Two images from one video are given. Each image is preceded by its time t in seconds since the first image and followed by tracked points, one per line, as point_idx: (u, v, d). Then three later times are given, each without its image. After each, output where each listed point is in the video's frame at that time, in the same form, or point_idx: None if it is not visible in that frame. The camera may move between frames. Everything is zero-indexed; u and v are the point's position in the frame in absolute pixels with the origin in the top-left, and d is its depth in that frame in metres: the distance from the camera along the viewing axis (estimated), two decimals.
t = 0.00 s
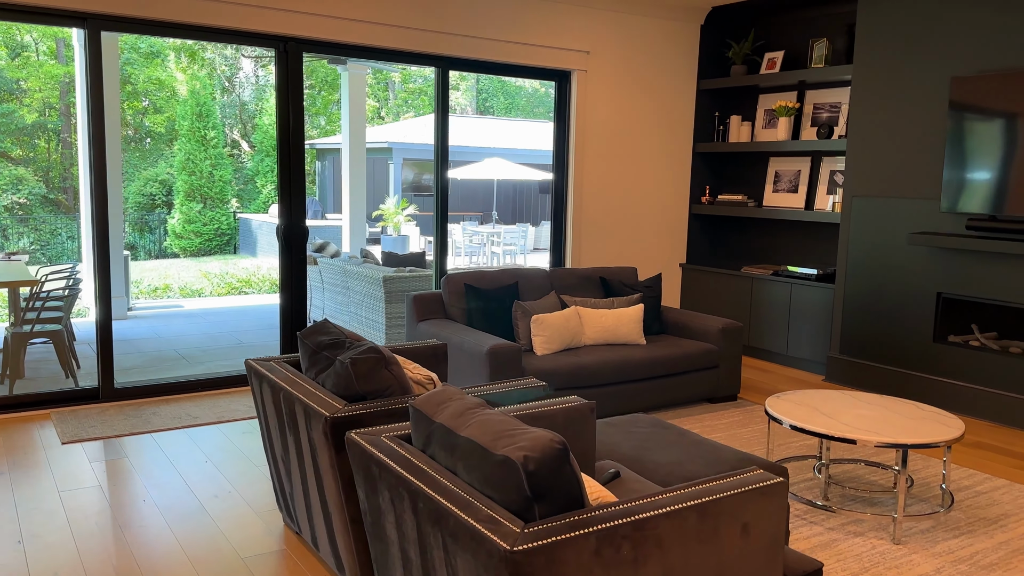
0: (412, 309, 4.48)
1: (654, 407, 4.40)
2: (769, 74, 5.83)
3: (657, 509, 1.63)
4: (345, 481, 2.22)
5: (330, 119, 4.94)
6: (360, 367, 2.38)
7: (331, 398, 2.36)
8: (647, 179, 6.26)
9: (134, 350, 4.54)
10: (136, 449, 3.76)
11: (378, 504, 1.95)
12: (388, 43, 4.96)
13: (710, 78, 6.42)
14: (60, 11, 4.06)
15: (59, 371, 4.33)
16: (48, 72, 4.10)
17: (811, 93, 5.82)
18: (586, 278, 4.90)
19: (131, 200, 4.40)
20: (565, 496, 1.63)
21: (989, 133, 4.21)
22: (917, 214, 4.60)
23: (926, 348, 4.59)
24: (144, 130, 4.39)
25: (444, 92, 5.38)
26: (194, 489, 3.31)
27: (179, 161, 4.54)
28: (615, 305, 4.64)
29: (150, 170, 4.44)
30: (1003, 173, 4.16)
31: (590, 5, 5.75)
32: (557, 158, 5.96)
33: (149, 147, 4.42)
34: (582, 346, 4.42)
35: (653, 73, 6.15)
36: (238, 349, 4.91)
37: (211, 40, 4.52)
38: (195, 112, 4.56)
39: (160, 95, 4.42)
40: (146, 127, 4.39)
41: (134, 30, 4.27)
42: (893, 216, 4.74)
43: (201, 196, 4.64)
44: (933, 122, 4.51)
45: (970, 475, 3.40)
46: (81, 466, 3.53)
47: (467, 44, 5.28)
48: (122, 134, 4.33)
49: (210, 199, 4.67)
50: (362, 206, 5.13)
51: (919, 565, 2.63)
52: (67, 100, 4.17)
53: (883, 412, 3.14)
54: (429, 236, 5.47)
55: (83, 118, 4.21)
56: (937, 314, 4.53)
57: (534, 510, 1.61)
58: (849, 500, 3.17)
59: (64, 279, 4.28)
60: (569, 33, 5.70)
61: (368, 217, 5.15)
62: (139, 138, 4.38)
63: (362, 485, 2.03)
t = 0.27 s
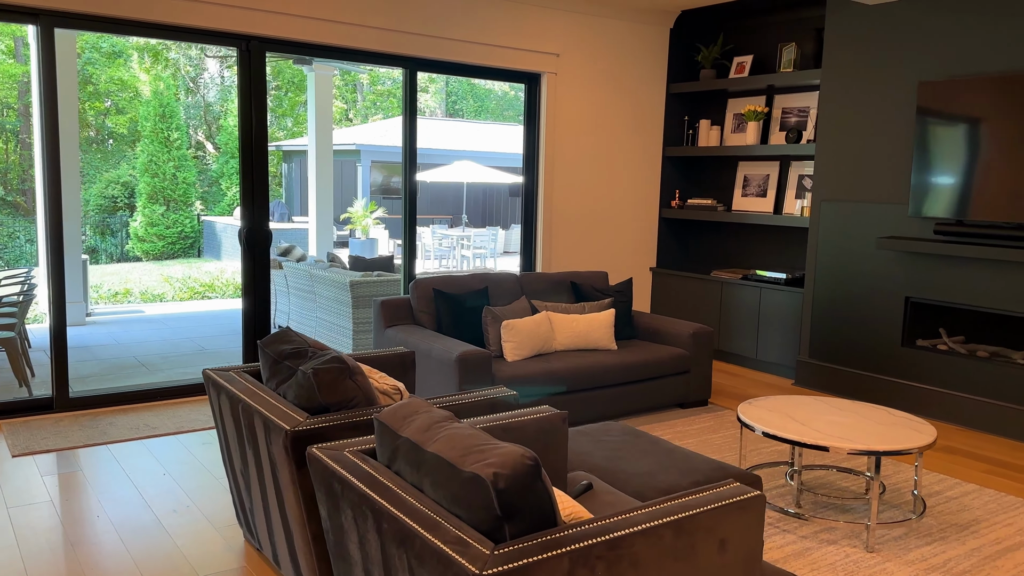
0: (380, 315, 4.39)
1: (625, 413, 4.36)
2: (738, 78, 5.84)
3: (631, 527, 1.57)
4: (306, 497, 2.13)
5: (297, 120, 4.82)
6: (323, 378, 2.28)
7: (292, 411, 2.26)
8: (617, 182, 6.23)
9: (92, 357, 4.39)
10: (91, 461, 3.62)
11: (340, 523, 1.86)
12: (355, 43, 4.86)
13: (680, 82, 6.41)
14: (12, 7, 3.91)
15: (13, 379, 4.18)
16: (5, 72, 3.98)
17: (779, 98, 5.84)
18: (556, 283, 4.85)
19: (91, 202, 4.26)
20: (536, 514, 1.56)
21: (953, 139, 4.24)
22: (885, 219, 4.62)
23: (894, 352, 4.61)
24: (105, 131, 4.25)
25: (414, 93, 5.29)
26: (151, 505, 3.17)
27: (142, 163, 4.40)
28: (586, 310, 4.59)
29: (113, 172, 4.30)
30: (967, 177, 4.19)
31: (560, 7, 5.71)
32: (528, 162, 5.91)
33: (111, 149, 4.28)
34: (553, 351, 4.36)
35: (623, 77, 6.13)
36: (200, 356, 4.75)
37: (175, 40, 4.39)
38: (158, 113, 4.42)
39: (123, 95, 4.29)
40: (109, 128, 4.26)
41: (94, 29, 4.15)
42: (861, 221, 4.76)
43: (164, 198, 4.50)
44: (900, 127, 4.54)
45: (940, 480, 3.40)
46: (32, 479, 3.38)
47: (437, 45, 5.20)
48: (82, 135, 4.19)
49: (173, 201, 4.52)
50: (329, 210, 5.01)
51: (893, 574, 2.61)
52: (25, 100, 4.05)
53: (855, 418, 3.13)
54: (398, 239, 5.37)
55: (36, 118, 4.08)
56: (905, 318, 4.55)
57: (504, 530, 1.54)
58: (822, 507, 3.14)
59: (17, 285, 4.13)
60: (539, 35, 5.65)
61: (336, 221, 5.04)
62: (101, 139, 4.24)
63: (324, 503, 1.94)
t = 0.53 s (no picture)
0: (347, 319, 4.29)
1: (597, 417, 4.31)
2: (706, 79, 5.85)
3: (614, 539, 1.52)
4: (272, 510, 2.03)
5: (261, 119, 4.69)
6: (289, 386, 2.19)
7: (257, 420, 2.16)
8: (587, 183, 6.20)
9: (47, 362, 4.22)
10: (44, 472, 3.46)
11: (308, 538, 1.77)
12: (320, 40, 4.75)
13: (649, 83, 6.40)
14: None
15: None
16: None
17: (747, 100, 5.86)
18: (527, 285, 4.79)
19: (46, 203, 4.10)
20: (516, 528, 1.50)
21: (916, 141, 4.31)
22: (853, 221, 4.66)
23: (862, 353, 4.64)
24: (62, 130, 4.10)
25: (380, 93, 5.20)
26: (109, 517, 3.03)
27: (100, 163, 4.24)
28: (557, 313, 4.54)
29: (69, 172, 4.14)
30: (929, 179, 4.25)
31: (530, 6, 5.66)
32: (498, 163, 5.85)
33: (67, 148, 4.13)
34: (524, 354, 4.30)
35: (593, 77, 6.10)
36: (160, 361, 4.61)
37: (134, 37, 4.25)
38: (117, 111, 4.26)
39: (80, 94, 4.14)
40: (66, 127, 4.11)
41: (49, 24, 3.99)
42: (830, 223, 4.79)
43: (123, 199, 4.33)
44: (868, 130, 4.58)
45: (911, 481, 3.42)
46: None
47: (405, 44, 5.11)
48: (36, 134, 4.03)
49: (132, 201, 4.36)
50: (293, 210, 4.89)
51: None
52: None
53: (829, 420, 3.12)
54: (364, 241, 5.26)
55: None
56: (874, 320, 4.59)
57: (482, 545, 1.47)
58: (796, 511, 3.13)
59: None
60: (509, 34, 5.59)
61: (300, 222, 4.91)
62: (56, 139, 4.09)
63: (290, 517, 1.85)
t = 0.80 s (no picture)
0: (312, 325, 4.16)
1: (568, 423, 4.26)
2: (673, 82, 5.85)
3: (612, 559, 1.45)
4: (243, 532, 1.92)
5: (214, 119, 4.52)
6: (259, 400, 2.07)
7: (224, 436, 2.04)
8: (554, 186, 6.14)
9: None
10: None
11: (284, 562, 1.67)
12: (280, 37, 4.60)
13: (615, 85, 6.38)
14: None
15: None
16: None
17: (713, 103, 5.88)
18: (496, 289, 4.71)
19: None
20: (510, 550, 1.42)
21: (873, 145, 4.39)
22: (820, 224, 4.69)
23: (830, 355, 4.67)
24: (6, 129, 3.89)
25: (341, 92, 5.07)
26: (63, 536, 2.86)
27: (47, 163, 4.04)
28: (528, 317, 4.47)
29: (13, 172, 3.94)
30: (887, 182, 4.33)
31: (496, 6, 5.59)
32: (463, 165, 5.77)
33: (13, 147, 3.93)
34: (495, 360, 4.22)
35: (559, 78, 6.05)
36: (112, 369, 4.40)
37: (83, 34, 4.06)
38: (64, 110, 4.07)
39: (26, 92, 3.94)
40: (11, 126, 3.91)
41: None
42: (797, 226, 4.81)
43: (71, 200, 4.14)
44: (835, 134, 4.61)
45: (883, 484, 3.43)
46: None
47: (368, 42, 4.99)
48: None
49: (81, 203, 4.17)
50: (250, 212, 4.73)
51: None
52: None
53: (806, 425, 3.11)
54: (324, 243, 5.11)
55: None
56: (841, 323, 4.63)
57: (474, 569, 1.39)
58: (773, 517, 3.11)
59: None
60: (475, 35, 5.51)
61: (256, 223, 4.75)
62: None
63: (263, 540, 1.74)
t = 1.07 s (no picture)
0: (286, 332, 4.04)
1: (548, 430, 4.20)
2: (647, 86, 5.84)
3: None
4: (226, 556, 1.83)
5: (178, 120, 4.38)
6: (240, 416, 1.98)
7: (204, 455, 1.95)
8: (528, 189, 6.09)
9: None
10: None
11: None
12: (249, 36, 4.47)
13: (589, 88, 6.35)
14: None
15: None
16: None
17: (688, 107, 5.88)
18: (474, 294, 4.64)
19: None
20: None
21: (840, 149, 4.45)
22: (797, 229, 4.71)
23: (806, 359, 4.69)
24: None
25: (311, 93, 4.95)
26: (28, 558, 2.72)
27: None
28: (506, 323, 4.41)
29: None
30: (857, 186, 4.38)
31: (470, 7, 5.52)
32: (437, 168, 5.69)
33: None
34: (474, 366, 4.15)
35: (534, 81, 6.00)
36: (74, 377, 4.23)
37: (39, 31, 3.91)
38: (20, 109, 3.90)
39: None
40: None
41: None
42: (773, 230, 4.82)
43: (27, 202, 3.96)
44: (811, 139, 4.63)
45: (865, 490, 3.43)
46: None
47: (339, 42, 4.88)
48: None
49: (38, 205, 4.00)
50: (216, 216, 4.59)
51: None
52: None
53: (791, 432, 3.09)
54: (290, 246, 4.97)
55: None
56: (818, 327, 4.65)
57: None
58: (759, 524, 3.09)
59: None
60: (449, 36, 5.44)
61: (221, 225, 4.61)
62: None
63: (250, 565, 1.66)
